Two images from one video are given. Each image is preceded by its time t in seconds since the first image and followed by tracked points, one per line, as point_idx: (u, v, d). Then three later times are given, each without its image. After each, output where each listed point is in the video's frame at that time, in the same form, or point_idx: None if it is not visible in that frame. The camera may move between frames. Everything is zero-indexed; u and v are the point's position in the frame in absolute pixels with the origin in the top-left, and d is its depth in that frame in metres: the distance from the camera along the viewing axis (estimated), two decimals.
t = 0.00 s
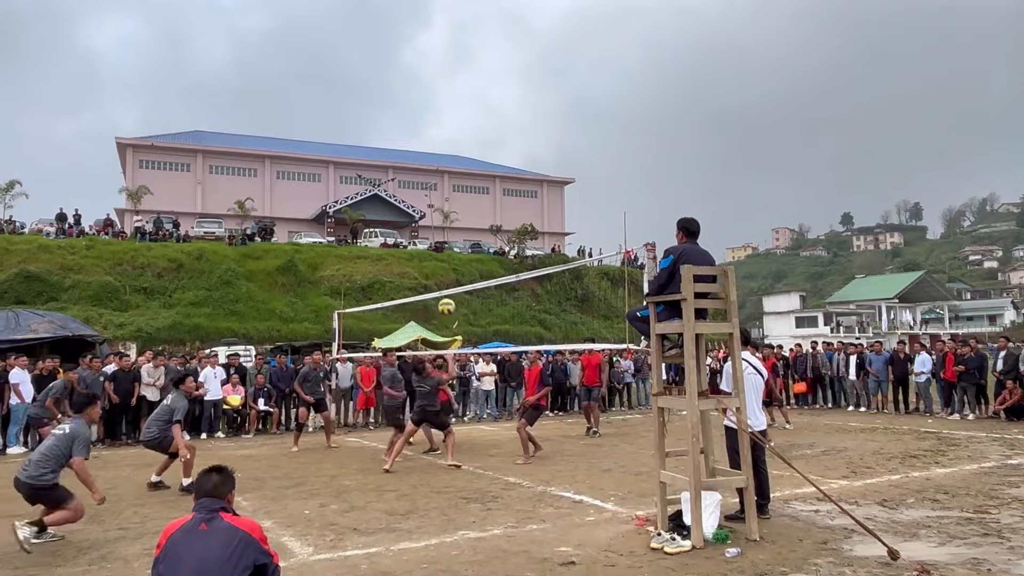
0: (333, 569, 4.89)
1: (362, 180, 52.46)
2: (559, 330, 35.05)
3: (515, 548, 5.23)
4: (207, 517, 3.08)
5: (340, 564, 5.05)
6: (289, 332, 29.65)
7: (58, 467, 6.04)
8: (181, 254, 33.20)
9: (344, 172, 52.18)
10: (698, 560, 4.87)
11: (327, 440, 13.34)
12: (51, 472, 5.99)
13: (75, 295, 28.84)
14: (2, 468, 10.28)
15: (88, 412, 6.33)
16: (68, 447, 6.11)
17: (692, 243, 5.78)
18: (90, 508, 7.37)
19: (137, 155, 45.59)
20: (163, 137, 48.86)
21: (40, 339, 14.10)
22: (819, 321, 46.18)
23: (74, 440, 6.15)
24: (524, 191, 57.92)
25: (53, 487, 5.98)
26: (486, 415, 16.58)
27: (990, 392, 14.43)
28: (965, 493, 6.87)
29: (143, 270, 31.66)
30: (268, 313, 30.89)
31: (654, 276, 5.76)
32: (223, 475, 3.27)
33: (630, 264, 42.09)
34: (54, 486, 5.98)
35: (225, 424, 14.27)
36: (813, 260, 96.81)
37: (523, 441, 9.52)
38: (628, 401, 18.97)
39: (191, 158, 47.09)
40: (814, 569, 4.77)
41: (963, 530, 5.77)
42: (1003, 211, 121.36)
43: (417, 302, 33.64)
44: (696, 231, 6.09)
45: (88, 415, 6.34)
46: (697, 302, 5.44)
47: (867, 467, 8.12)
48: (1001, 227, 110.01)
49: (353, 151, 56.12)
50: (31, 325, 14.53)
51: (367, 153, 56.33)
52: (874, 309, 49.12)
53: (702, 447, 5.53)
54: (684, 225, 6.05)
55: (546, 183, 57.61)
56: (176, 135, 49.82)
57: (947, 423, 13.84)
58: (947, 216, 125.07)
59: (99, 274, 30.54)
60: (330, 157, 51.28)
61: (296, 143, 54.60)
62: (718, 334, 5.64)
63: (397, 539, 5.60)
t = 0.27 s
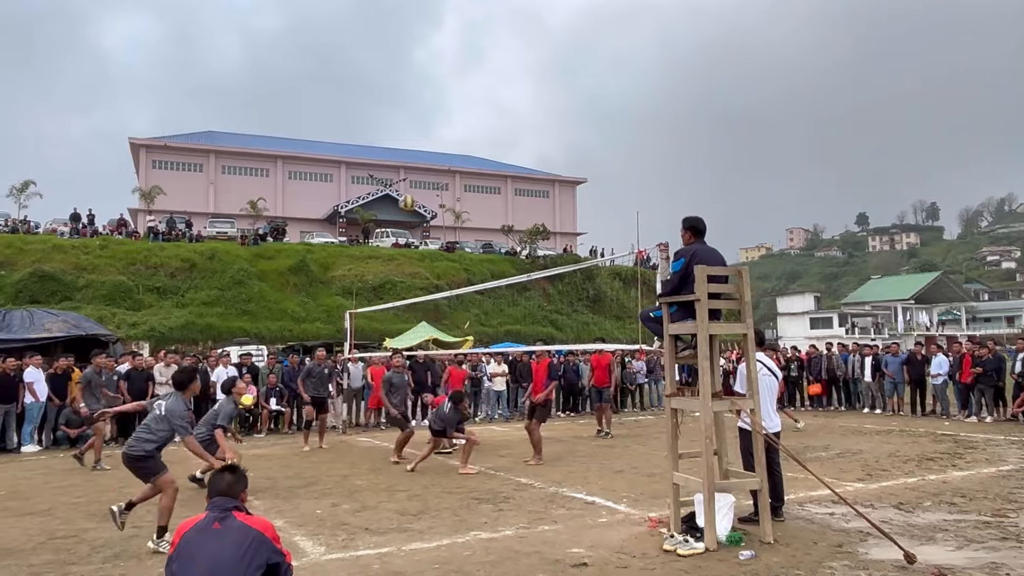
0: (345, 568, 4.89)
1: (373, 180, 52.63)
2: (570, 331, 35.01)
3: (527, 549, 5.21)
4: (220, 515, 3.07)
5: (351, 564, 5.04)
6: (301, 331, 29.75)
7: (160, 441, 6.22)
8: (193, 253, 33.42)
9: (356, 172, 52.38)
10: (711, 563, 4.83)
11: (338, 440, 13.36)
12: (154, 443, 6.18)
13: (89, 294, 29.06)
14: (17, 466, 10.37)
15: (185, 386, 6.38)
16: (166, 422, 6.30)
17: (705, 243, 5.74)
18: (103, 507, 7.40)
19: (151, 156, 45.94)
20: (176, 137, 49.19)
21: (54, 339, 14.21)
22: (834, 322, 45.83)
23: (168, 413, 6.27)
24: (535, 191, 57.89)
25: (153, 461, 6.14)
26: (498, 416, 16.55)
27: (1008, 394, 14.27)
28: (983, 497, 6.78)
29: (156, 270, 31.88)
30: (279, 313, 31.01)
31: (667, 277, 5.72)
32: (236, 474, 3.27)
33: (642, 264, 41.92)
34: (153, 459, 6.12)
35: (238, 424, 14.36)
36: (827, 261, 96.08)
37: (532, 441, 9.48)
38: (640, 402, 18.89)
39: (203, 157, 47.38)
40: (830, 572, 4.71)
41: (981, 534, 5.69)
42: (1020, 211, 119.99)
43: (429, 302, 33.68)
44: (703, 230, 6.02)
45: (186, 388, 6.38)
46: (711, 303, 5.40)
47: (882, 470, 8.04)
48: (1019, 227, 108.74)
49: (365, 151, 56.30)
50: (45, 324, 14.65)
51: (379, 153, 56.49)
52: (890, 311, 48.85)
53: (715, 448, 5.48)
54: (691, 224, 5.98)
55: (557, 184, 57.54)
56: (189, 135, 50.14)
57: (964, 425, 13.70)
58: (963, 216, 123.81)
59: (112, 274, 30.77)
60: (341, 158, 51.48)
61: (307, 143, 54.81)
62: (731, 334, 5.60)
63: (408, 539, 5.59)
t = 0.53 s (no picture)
0: (356, 569, 4.89)
1: (385, 180, 52.77)
2: (582, 331, 34.97)
3: (538, 551, 5.19)
4: (233, 515, 3.07)
5: (362, 565, 5.04)
6: (312, 331, 29.85)
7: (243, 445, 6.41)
8: (206, 254, 33.64)
9: (367, 172, 52.55)
10: (724, 566, 4.79)
11: (349, 440, 13.39)
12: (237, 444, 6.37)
13: (102, 294, 29.29)
14: (32, 465, 10.46)
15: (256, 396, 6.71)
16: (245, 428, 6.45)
17: (716, 243, 5.70)
18: (116, 506, 7.44)
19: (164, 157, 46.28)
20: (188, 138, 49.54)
21: (68, 338, 14.32)
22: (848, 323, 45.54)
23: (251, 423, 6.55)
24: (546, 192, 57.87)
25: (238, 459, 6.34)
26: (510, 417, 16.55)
27: None
28: (1000, 501, 6.70)
29: (169, 270, 32.10)
30: (291, 313, 31.14)
31: (679, 278, 5.68)
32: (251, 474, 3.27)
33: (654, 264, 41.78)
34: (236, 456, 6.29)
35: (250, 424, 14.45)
36: (841, 262, 95.39)
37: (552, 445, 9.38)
38: (651, 404, 18.82)
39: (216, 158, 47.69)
40: None
41: (998, 539, 5.62)
42: None
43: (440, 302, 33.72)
44: (712, 230, 5.97)
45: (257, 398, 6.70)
46: (723, 304, 5.37)
47: (897, 473, 7.96)
48: None
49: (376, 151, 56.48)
50: (59, 324, 14.76)
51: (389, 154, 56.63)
52: (905, 312, 48.73)
53: (728, 450, 5.44)
54: (701, 224, 5.92)
55: (568, 184, 57.48)
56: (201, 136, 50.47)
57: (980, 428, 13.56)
58: (979, 216, 122.61)
59: (125, 274, 31.02)
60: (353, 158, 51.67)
61: (318, 143, 55.03)
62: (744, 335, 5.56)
63: (419, 540, 5.58)
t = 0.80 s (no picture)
0: (367, 569, 4.89)
1: (395, 180, 52.90)
2: (592, 332, 34.92)
3: (549, 552, 5.17)
4: (245, 515, 3.07)
5: (373, 564, 5.06)
6: (322, 331, 29.94)
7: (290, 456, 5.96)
8: (217, 254, 33.85)
9: (378, 172, 52.70)
10: (736, 570, 4.76)
11: (360, 440, 13.43)
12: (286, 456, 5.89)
13: (115, 294, 29.50)
14: (47, 465, 10.54)
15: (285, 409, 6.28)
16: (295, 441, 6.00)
17: (726, 243, 5.67)
18: (129, 505, 7.48)
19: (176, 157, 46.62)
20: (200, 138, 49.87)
21: (81, 339, 14.44)
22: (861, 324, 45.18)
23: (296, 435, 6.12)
24: (556, 192, 57.82)
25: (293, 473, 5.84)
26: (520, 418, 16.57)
27: None
28: (1015, 505, 6.62)
29: (181, 270, 32.29)
30: (301, 313, 31.26)
31: (689, 278, 5.66)
32: (261, 471, 3.26)
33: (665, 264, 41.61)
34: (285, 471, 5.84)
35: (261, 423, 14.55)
36: (854, 263, 94.74)
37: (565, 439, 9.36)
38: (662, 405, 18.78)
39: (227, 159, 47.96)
40: None
41: (1013, 543, 5.56)
42: None
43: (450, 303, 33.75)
44: (722, 230, 5.94)
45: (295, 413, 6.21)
46: (735, 305, 5.34)
47: (910, 475, 7.90)
48: None
49: (386, 151, 56.65)
50: (73, 324, 14.89)
51: (400, 154, 56.77)
52: (919, 313, 48.45)
53: (740, 452, 5.41)
54: (710, 225, 5.89)
55: (579, 184, 57.41)
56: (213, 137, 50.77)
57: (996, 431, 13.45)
58: (994, 217, 121.45)
59: (138, 274, 31.25)
60: (364, 158, 51.83)
61: (329, 144, 55.24)
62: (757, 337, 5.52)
63: (430, 541, 5.58)
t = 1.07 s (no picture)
0: (377, 570, 4.88)
1: (404, 181, 53.00)
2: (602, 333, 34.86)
3: (558, 554, 5.15)
4: (256, 515, 3.06)
5: (382, 565, 5.05)
6: (332, 331, 30.01)
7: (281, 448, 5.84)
8: (227, 254, 34.01)
9: (387, 173, 52.81)
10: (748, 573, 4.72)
11: (369, 441, 13.44)
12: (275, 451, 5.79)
13: (126, 294, 29.70)
14: (58, 465, 10.61)
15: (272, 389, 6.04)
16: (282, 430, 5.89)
17: (738, 244, 5.64)
18: (139, 505, 7.51)
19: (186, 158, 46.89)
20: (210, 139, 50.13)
21: (92, 338, 14.53)
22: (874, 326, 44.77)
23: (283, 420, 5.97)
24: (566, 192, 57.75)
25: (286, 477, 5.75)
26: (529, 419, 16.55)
27: None
28: None
29: (191, 270, 32.47)
30: (311, 313, 31.36)
31: (701, 280, 5.62)
32: (272, 471, 3.26)
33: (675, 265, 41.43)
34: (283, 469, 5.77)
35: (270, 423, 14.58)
36: (867, 264, 94.01)
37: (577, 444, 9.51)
38: (673, 406, 18.68)
39: (237, 160, 48.20)
40: None
41: None
42: None
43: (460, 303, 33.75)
44: (733, 231, 5.90)
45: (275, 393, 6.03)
46: (748, 306, 5.30)
47: (925, 478, 7.81)
48: None
49: (396, 152, 56.76)
50: (83, 324, 14.98)
51: (409, 155, 56.85)
52: (933, 314, 48.03)
53: (752, 454, 5.36)
54: (722, 226, 5.86)
55: (588, 185, 57.31)
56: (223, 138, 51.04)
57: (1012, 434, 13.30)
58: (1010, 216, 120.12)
59: (149, 274, 31.45)
60: (373, 159, 51.96)
61: (338, 145, 55.41)
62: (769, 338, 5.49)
63: (440, 542, 5.56)
